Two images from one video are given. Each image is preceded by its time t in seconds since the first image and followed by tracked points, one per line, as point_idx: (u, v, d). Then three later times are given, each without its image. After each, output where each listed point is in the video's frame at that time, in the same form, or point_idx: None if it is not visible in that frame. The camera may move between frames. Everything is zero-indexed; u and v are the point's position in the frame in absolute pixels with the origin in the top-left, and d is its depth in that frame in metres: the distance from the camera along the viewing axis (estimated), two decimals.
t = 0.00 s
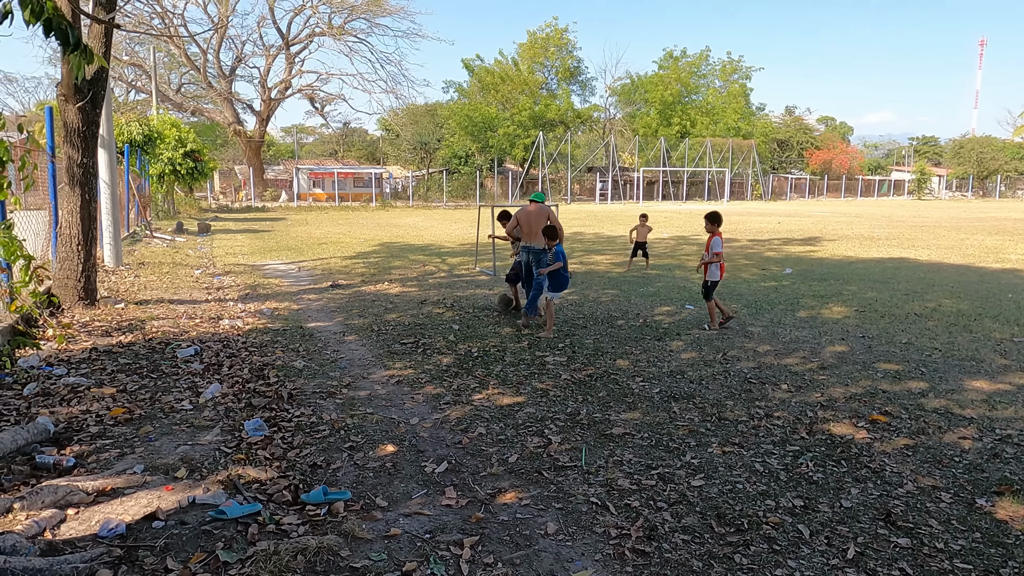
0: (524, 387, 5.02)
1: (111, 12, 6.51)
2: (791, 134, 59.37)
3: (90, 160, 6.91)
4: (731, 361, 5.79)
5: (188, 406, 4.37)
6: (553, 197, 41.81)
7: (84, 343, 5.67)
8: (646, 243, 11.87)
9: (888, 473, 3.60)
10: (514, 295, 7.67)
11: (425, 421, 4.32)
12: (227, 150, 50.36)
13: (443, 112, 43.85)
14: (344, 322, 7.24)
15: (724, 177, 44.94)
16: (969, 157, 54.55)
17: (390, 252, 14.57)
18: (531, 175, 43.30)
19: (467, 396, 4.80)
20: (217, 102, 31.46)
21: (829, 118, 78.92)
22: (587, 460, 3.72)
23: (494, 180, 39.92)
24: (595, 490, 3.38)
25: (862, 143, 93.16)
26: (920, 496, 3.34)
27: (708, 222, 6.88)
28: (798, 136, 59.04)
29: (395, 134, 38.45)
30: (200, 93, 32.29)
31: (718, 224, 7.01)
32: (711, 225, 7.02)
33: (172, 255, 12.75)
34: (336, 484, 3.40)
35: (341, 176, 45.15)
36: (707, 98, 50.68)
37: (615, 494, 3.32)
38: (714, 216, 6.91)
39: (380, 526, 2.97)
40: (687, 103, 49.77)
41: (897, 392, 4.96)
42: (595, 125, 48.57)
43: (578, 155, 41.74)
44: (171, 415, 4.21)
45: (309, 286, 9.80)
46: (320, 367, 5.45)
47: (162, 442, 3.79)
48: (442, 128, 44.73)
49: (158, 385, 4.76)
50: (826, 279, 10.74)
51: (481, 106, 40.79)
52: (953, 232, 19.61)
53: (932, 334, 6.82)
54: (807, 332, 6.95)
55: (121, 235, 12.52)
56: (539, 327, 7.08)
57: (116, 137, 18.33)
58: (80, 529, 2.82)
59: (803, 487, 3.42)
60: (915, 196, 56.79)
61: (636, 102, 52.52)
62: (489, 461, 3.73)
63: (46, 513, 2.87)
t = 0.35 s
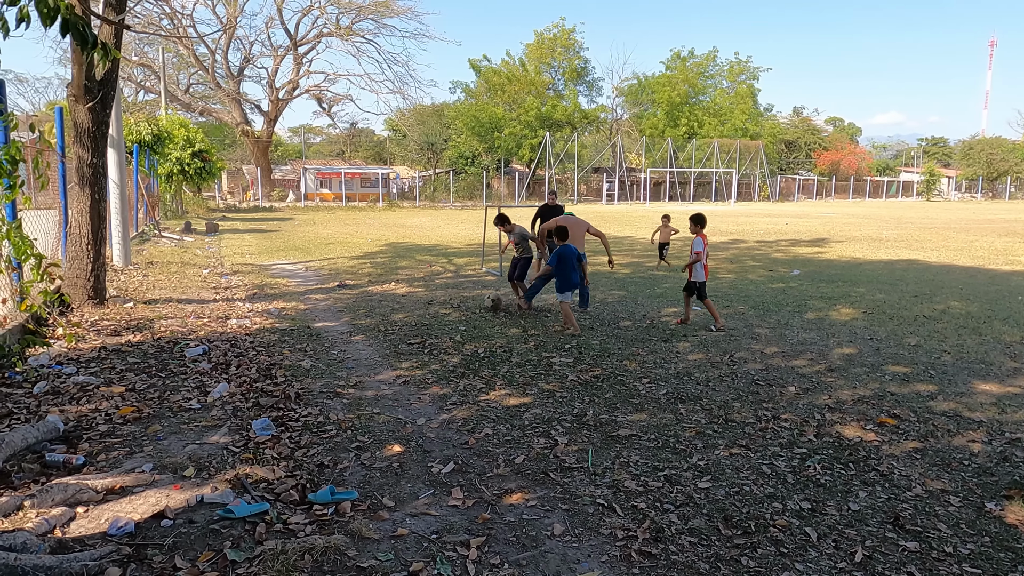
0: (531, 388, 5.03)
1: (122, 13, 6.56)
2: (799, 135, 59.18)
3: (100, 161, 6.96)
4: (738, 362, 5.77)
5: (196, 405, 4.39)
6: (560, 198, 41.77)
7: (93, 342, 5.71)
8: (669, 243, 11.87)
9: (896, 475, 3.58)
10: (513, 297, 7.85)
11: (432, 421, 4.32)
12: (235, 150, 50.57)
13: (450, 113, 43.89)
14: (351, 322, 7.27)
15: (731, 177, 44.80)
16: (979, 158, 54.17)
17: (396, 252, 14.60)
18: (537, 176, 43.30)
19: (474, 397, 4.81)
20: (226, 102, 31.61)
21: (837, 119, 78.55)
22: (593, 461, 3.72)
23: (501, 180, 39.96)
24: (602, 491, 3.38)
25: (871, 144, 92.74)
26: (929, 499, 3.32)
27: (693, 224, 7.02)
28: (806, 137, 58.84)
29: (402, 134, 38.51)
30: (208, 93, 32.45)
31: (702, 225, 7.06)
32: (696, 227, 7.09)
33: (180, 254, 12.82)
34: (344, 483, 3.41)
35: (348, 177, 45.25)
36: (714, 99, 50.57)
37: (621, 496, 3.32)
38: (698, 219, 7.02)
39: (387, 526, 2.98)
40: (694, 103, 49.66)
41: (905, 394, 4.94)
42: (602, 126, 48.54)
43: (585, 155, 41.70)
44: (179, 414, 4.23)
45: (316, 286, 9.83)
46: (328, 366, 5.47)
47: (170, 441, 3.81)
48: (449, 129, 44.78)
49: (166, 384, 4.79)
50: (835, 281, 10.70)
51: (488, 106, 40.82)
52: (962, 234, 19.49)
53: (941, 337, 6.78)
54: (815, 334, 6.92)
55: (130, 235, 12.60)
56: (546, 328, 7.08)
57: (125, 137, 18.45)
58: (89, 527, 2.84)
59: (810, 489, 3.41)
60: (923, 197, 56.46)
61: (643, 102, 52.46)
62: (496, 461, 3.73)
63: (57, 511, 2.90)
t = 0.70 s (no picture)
0: (537, 389, 5.02)
1: (130, 14, 6.58)
2: (806, 135, 58.99)
3: (108, 161, 6.99)
4: (745, 363, 5.75)
5: (203, 405, 4.40)
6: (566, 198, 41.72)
7: (101, 341, 5.74)
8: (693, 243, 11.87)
9: (904, 478, 3.56)
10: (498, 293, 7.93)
11: (437, 422, 4.32)
12: (242, 150, 50.72)
13: (456, 113, 43.95)
14: (357, 322, 7.28)
15: (738, 177, 44.66)
16: (987, 159, 53.84)
17: (402, 251, 14.62)
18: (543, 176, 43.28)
19: (479, 397, 4.80)
20: (232, 102, 31.72)
21: (844, 119, 78.31)
22: (599, 463, 3.71)
23: (507, 180, 39.96)
24: (608, 492, 3.37)
25: (878, 144, 92.33)
26: (937, 502, 3.30)
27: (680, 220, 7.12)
28: (813, 137, 58.65)
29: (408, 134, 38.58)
30: (215, 93, 32.58)
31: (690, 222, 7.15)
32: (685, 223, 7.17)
33: (188, 254, 12.87)
34: (350, 484, 3.41)
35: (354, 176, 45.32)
36: (721, 99, 50.44)
37: (627, 497, 3.32)
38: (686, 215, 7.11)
39: (393, 527, 2.98)
40: (700, 103, 49.56)
41: (913, 397, 4.91)
42: (608, 126, 48.47)
43: (591, 155, 41.65)
44: (187, 413, 4.25)
45: (322, 286, 9.85)
46: (334, 366, 5.48)
47: (178, 440, 3.83)
48: (455, 129, 44.80)
49: (173, 384, 4.82)
50: (842, 281, 10.65)
51: (494, 106, 40.85)
52: (970, 234, 19.37)
53: (950, 338, 6.74)
54: (822, 335, 6.90)
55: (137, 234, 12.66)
56: (552, 328, 7.07)
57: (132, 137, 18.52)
58: (98, 526, 2.86)
59: (817, 492, 3.40)
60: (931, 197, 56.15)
61: (649, 103, 52.37)
62: (502, 462, 3.73)
63: (65, 509, 2.91)
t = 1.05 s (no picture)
0: (542, 388, 5.01)
1: (137, 13, 6.59)
2: (812, 135, 58.83)
3: (116, 159, 7.04)
4: (751, 363, 5.73)
5: (209, 403, 4.41)
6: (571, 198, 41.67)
7: (107, 339, 5.76)
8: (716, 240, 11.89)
9: (911, 479, 3.54)
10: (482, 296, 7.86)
11: (442, 421, 4.32)
12: (248, 150, 50.86)
13: (461, 112, 43.98)
14: (362, 321, 7.28)
15: (744, 177, 44.51)
16: (996, 159, 53.54)
17: (407, 251, 14.62)
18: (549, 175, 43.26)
19: (484, 396, 4.79)
20: (239, 102, 31.84)
21: (851, 119, 78.01)
22: (604, 462, 3.70)
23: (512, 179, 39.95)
24: (613, 492, 3.36)
25: (885, 144, 91.95)
26: (945, 503, 3.28)
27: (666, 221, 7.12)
28: (820, 136, 58.46)
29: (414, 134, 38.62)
30: (222, 93, 32.66)
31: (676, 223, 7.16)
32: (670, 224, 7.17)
33: (194, 253, 12.90)
34: (355, 482, 3.41)
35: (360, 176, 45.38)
36: (727, 98, 50.32)
37: (633, 497, 3.31)
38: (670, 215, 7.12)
39: (398, 525, 2.98)
40: (707, 103, 49.45)
41: (921, 397, 4.87)
42: (614, 125, 48.41)
43: (597, 154, 41.57)
44: (192, 411, 4.26)
45: (328, 285, 9.86)
46: (339, 365, 5.49)
47: (183, 438, 3.84)
48: (461, 128, 44.81)
49: (179, 381, 4.83)
50: (848, 281, 10.59)
51: (499, 106, 40.85)
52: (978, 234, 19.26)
53: (958, 338, 6.69)
54: (828, 335, 6.86)
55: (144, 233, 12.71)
56: (557, 328, 7.05)
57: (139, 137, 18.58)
58: (104, 523, 2.86)
59: (823, 492, 3.38)
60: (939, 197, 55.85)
61: (656, 102, 52.27)
62: (507, 461, 3.72)
63: (71, 506, 2.92)
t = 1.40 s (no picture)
0: (547, 387, 5.00)
1: (144, 12, 6.62)
2: (819, 134, 58.64)
3: (123, 159, 7.04)
4: (757, 363, 5.71)
5: (215, 401, 4.43)
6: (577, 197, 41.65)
7: (115, 337, 5.79)
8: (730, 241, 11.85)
9: (919, 479, 3.52)
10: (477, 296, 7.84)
11: (447, 419, 4.32)
12: (255, 150, 51.03)
13: (467, 112, 44.03)
14: (368, 320, 7.30)
15: (750, 177, 44.39)
16: (1004, 158, 53.23)
17: (413, 250, 14.65)
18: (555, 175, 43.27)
19: (489, 395, 4.80)
20: (246, 102, 31.98)
21: (859, 118, 77.70)
22: (609, 461, 3.69)
23: (518, 178, 39.99)
24: (618, 491, 3.36)
25: (893, 144, 91.52)
26: (953, 504, 3.26)
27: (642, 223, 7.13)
28: (827, 136, 58.23)
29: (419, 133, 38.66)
30: (229, 92, 32.79)
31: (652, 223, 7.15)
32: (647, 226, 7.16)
33: (201, 252, 12.95)
34: (360, 480, 3.42)
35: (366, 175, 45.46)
36: (733, 98, 50.21)
37: (638, 496, 3.30)
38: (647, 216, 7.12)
39: (403, 523, 2.98)
40: (713, 102, 49.35)
41: (928, 397, 4.85)
42: (620, 124, 48.37)
43: (602, 153, 41.52)
44: (199, 409, 4.28)
45: (334, 283, 9.88)
46: (345, 363, 5.50)
47: (190, 435, 3.85)
48: (466, 128, 44.83)
49: (186, 379, 4.86)
50: (855, 281, 10.54)
51: (505, 105, 40.90)
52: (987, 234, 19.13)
53: (966, 339, 6.65)
54: (835, 335, 6.83)
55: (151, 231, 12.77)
56: (562, 327, 7.05)
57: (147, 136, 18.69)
58: (110, 519, 2.87)
59: (830, 492, 3.36)
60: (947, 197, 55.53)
61: (662, 102, 52.21)
62: (512, 460, 3.73)
63: (78, 503, 2.94)
